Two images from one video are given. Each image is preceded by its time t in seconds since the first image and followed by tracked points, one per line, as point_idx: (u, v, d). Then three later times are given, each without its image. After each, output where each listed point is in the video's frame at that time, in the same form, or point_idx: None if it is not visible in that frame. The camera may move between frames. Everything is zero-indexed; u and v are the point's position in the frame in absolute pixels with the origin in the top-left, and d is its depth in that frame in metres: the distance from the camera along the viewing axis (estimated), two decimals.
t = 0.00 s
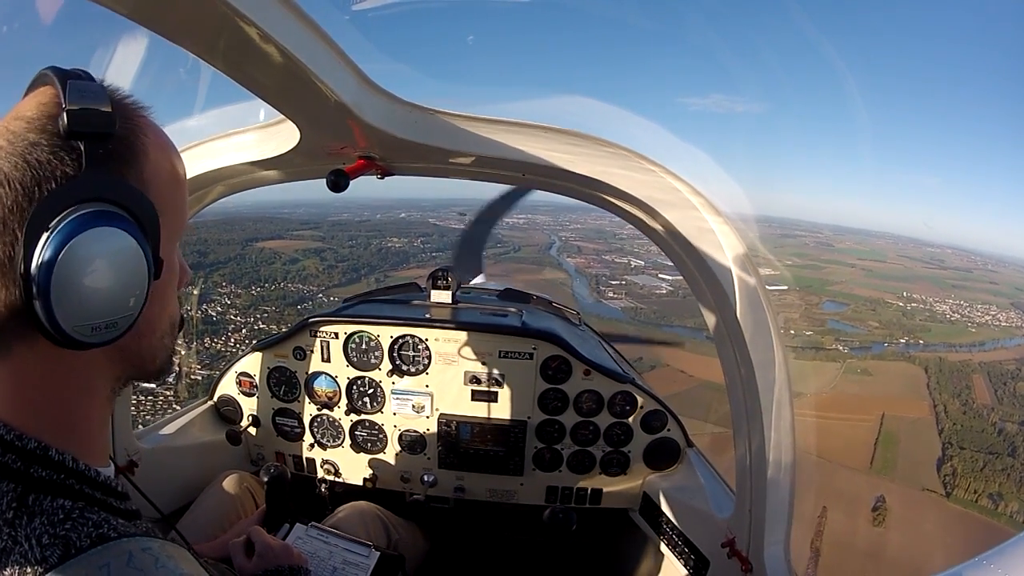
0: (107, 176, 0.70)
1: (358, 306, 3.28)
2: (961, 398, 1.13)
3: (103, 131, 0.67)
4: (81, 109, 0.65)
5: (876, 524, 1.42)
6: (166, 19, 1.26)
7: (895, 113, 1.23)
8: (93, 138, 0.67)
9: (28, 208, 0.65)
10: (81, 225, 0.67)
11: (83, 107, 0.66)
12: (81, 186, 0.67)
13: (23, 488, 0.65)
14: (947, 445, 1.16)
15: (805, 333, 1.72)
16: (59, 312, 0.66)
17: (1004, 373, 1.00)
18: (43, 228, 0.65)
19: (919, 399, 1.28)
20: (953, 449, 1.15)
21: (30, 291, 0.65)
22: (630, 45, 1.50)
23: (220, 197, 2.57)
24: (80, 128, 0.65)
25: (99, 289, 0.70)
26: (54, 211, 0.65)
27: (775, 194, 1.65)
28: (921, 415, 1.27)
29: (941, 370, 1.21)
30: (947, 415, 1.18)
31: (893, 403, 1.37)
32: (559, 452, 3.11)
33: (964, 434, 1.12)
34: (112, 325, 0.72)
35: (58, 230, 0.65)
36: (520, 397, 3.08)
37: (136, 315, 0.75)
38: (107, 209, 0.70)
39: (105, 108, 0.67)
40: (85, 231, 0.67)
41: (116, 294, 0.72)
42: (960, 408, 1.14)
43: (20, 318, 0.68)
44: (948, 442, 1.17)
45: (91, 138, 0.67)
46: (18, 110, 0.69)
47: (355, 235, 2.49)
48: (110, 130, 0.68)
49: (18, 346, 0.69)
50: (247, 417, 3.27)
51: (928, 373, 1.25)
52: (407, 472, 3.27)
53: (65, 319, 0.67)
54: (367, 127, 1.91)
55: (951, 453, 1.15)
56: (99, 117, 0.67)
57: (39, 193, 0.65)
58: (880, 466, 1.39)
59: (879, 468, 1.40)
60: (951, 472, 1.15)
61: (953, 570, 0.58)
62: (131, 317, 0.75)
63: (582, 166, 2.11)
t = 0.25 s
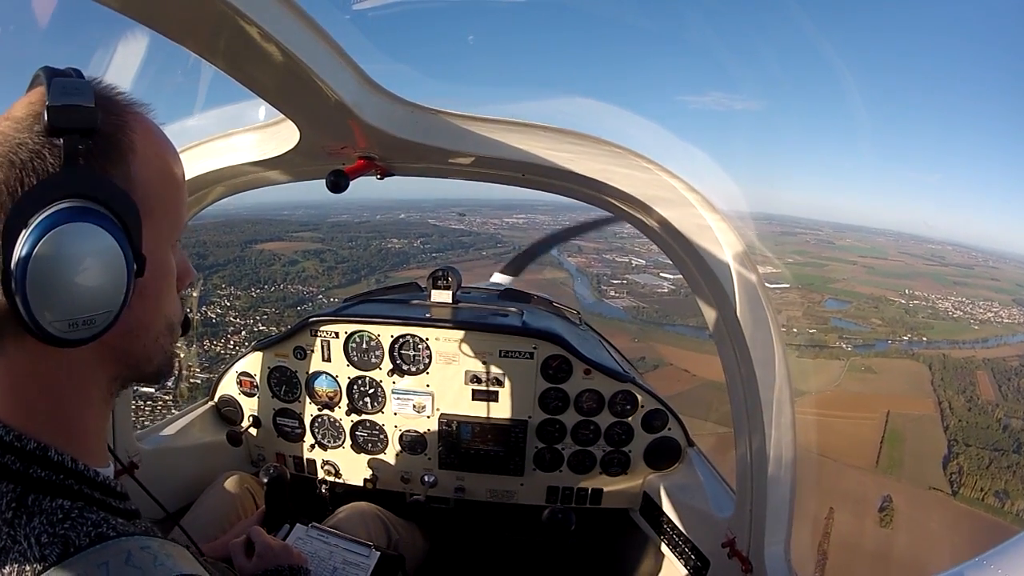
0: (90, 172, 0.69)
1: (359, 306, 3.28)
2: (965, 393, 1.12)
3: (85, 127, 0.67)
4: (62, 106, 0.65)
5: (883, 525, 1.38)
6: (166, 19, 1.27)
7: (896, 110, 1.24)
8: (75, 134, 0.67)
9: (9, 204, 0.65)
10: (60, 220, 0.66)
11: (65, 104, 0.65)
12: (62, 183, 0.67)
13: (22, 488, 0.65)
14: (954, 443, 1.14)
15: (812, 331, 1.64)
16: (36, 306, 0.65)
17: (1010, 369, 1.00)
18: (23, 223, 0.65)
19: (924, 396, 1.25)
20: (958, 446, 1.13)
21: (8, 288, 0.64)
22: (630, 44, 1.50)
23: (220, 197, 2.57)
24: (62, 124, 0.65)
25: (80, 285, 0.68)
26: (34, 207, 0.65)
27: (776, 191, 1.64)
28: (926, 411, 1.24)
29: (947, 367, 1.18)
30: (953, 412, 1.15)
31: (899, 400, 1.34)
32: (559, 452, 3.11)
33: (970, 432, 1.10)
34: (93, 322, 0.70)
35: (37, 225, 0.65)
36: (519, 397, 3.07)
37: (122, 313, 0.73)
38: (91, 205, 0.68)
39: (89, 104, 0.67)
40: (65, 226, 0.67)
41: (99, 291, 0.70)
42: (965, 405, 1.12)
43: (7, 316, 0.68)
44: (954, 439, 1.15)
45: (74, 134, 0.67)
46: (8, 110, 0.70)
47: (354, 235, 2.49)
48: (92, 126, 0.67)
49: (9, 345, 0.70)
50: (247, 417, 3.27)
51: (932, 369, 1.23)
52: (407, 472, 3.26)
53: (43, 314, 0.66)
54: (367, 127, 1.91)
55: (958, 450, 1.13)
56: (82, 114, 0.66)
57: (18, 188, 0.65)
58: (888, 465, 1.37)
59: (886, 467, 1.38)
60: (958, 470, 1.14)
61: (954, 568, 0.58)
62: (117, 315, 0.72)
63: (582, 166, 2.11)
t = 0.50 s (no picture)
0: (86, 173, 0.69)
1: (358, 306, 3.28)
2: (969, 395, 1.11)
3: (81, 127, 0.66)
4: (59, 107, 0.64)
5: (891, 528, 1.39)
6: (166, 19, 1.26)
7: (897, 110, 1.24)
8: (72, 134, 0.66)
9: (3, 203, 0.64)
10: (55, 221, 0.66)
11: (62, 103, 0.65)
12: (57, 182, 0.66)
13: (22, 488, 0.65)
14: (959, 445, 1.14)
15: (813, 332, 1.63)
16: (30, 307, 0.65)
17: (1012, 369, 0.99)
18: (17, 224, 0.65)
19: (927, 397, 1.25)
20: (964, 447, 1.12)
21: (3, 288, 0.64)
22: (630, 44, 1.50)
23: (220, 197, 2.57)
24: (59, 123, 0.64)
25: (75, 287, 0.68)
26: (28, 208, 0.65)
27: (776, 190, 1.64)
28: (930, 412, 1.24)
29: (949, 368, 1.18)
30: (956, 414, 1.15)
31: (902, 400, 1.34)
32: (559, 452, 3.11)
33: (975, 433, 1.09)
34: (88, 324, 0.69)
35: (32, 225, 0.65)
36: (519, 397, 3.07)
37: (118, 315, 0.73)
38: (87, 208, 0.68)
39: (86, 104, 0.67)
40: (61, 226, 0.67)
41: (94, 292, 0.69)
42: (969, 407, 1.11)
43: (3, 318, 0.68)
44: (959, 440, 1.14)
45: (70, 134, 0.66)
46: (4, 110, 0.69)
47: (354, 235, 2.54)
48: (89, 126, 0.67)
49: (8, 346, 0.70)
50: (247, 417, 3.27)
51: (935, 370, 1.23)
52: (407, 472, 3.26)
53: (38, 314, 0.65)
54: (368, 127, 1.91)
55: (963, 452, 1.13)
56: (79, 114, 0.66)
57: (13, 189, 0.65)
58: (892, 467, 1.37)
59: (891, 469, 1.38)
60: (963, 471, 1.13)
61: (954, 568, 0.58)
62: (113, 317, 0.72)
63: (582, 166, 2.11)
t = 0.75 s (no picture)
0: (86, 173, 0.69)
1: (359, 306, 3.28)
2: (973, 392, 1.13)
3: (81, 126, 0.66)
4: (56, 106, 0.64)
5: (896, 529, 1.36)
6: (165, 19, 1.26)
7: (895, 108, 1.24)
8: (71, 134, 0.66)
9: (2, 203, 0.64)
10: (56, 220, 0.66)
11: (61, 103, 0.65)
12: (57, 183, 0.66)
13: (22, 488, 0.65)
14: (962, 443, 1.16)
15: (815, 329, 1.58)
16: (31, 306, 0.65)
17: (1014, 365, 1.01)
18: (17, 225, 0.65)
19: (931, 395, 1.26)
20: (967, 446, 1.14)
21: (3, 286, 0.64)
22: (630, 43, 1.50)
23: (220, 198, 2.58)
24: (59, 123, 0.65)
25: (76, 285, 0.68)
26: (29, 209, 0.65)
27: (776, 188, 1.64)
28: (934, 411, 1.25)
29: (952, 365, 1.18)
30: (960, 411, 1.17)
31: (905, 399, 1.34)
32: (559, 452, 3.11)
33: (977, 431, 1.12)
34: (88, 324, 0.70)
35: (33, 225, 0.65)
36: (520, 397, 3.07)
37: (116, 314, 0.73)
38: (89, 208, 0.69)
39: (86, 104, 0.67)
40: (61, 226, 0.67)
41: (94, 292, 0.70)
42: (972, 404, 1.14)
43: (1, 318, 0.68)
44: (964, 438, 1.16)
45: (70, 134, 0.66)
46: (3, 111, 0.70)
47: (354, 236, 2.52)
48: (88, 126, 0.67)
49: (9, 347, 0.70)
50: (247, 417, 3.27)
51: (938, 368, 1.22)
52: (408, 472, 3.26)
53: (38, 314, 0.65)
54: (367, 127, 1.91)
55: (967, 451, 1.14)
56: (79, 114, 0.66)
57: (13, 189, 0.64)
58: (897, 466, 1.36)
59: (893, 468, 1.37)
60: (968, 471, 1.13)
61: (954, 568, 0.58)
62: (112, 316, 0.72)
63: (582, 165, 2.11)
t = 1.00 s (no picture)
0: (90, 174, 0.69)
1: (358, 306, 3.28)
2: (976, 393, 1.10)
3: (85, 127, 0.66)
4: (60, 106, 0.64)
5: (902, 533, 1.35)
6: (166, 19, 1.27)
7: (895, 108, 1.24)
8: (75, 134, 0.66)
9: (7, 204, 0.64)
10: (62, 223, 0.66)
11: (66, 103, 0.65)
12: (62, 184, 0.66)
13: (21, 489, 0.65)
14: (967, 445, 1.13)
15: (817, 330, 1.60)
16: (39, 308, 0.65)
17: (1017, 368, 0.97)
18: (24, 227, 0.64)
19: (934, 398, 1.25)
20: (971, 449, 1.13)
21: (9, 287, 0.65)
22: (630, 43, 1.50)
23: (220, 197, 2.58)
24: (64, 124, 0.65)
25: (81, 287, 0.69)
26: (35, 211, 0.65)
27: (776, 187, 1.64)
28: (937, 413, 1.23)
29: (953, 366, 1.17)
30: (963, 412, 1.15)
31: (909, 402, 1.33)
32: (559, 452, 3.11)
33: (979, 433, 1.10)
34: (93, 324, 0.70)
35: (39, 228, 0.65)
36: (519, 397, 3.07)
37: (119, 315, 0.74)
38: (94, 209, 0.69)
39: (90, 105, 0.67)
40: (66, 228, 0.67)
41: (98, 294, 0.71)
42: (975, 405, 1.11)
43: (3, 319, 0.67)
44: (967, 440, 1.14)
45: (75, 134, 0.67)
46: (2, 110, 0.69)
47: (352, 235, 2.46)
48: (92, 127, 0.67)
49: (9, 348, 0.69)
50: (247, 417, 3.27)
51: (940, 368, 1.21)
52: (407, 472, 3.27)
53: (47, 317, 0.66)
54: (368, 127, 1.91)
55: (971, 454, 1.12)
56: (83, 114, 0.66)
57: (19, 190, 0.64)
58: (900, 468, 1.35)
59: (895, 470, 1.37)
60: (973, 474, 1.11)
61: (954, 567, 0.58)
62: (115, 317, 0.73)
63: (582, 166, 2.11)
